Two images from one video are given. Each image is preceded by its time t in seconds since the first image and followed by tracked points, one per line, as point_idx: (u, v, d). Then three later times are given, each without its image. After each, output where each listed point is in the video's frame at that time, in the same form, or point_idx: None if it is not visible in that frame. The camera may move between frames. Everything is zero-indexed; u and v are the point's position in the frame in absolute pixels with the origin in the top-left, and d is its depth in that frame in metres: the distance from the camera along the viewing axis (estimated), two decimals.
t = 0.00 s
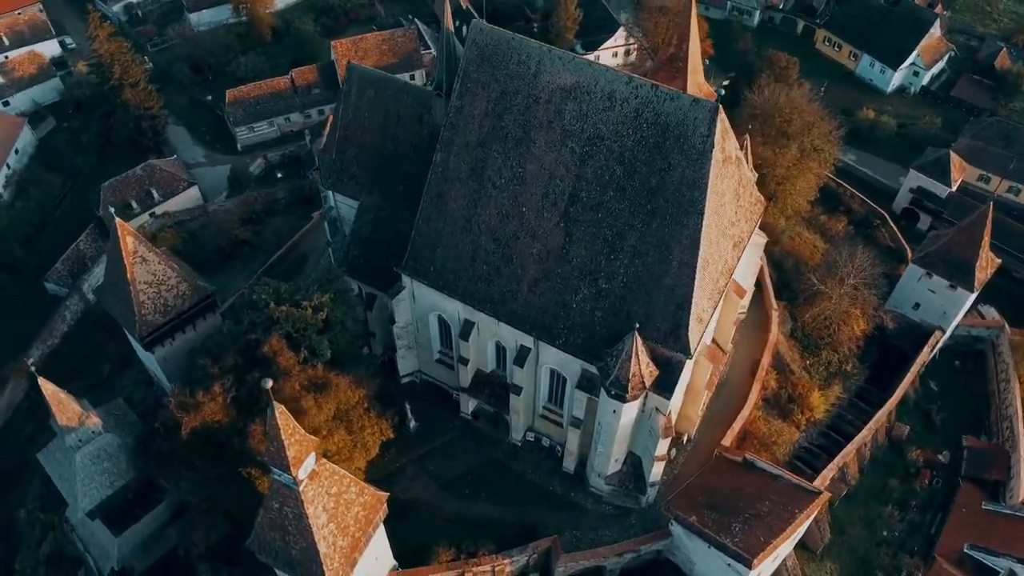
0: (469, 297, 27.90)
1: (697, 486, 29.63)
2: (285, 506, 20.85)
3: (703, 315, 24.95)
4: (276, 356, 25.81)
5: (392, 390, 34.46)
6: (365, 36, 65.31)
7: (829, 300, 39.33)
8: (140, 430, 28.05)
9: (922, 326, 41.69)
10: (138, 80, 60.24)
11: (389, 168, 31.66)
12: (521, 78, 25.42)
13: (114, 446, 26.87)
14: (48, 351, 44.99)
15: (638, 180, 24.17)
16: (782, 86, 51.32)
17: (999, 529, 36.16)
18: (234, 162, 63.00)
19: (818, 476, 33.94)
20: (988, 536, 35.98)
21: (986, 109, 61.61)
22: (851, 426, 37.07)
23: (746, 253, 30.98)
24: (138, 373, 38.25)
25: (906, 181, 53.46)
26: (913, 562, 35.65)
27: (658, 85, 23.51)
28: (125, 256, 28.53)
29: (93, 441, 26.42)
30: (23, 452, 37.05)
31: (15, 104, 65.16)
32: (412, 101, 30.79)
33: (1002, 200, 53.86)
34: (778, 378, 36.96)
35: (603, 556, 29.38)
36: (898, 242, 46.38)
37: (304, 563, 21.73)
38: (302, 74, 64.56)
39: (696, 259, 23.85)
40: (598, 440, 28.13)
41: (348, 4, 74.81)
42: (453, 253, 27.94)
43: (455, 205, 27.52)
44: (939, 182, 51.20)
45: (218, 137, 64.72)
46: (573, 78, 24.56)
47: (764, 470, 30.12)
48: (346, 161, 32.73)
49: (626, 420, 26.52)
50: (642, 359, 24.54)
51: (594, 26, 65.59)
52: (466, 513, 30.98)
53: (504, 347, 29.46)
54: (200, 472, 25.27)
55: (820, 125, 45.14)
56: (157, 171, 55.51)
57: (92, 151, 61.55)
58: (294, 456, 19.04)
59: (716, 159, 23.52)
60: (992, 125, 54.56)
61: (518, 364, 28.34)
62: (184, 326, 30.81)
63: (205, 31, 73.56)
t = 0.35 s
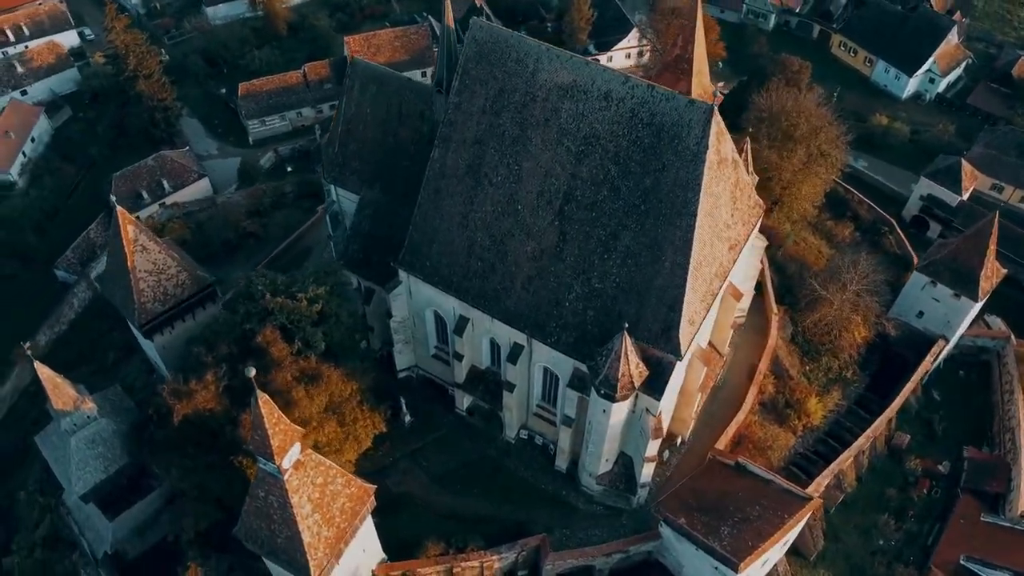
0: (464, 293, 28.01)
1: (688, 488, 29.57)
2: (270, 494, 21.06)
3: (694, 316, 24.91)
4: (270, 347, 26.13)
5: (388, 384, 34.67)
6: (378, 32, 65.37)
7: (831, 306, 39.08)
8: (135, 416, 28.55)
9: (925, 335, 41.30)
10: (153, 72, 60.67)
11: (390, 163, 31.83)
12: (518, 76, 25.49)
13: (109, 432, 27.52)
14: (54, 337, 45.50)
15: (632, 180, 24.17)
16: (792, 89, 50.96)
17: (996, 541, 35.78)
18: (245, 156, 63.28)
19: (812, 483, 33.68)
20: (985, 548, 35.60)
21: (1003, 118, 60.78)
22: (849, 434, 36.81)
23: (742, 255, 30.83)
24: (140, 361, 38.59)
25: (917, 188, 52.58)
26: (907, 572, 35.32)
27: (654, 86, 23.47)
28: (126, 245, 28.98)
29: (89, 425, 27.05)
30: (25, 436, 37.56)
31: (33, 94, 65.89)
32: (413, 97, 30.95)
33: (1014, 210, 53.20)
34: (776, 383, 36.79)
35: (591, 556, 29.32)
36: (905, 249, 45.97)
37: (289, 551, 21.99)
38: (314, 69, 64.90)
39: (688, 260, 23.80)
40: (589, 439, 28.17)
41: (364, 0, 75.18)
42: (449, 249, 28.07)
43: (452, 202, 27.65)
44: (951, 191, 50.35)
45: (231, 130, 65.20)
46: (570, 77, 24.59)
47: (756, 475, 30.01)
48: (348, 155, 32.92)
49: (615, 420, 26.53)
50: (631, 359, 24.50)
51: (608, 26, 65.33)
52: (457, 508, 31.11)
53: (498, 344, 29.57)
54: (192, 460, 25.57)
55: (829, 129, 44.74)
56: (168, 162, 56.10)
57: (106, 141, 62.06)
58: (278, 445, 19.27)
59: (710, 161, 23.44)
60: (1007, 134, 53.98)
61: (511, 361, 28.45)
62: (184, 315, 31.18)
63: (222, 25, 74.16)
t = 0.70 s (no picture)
0: (460, 289, 28.11)
1: (680, 490, 29.49)
2: (257, 483, 21.27)
3: (687, 318, 24.84)
4: (265, 337, 26.45)
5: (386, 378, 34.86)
6: (391, 29, 65.44)
7: (832, 312, 38.80)
8: (131, 401, 29.16)
9: (930, 344, 40.77)
10: (168, 64, 60.68)
11: (391, 159, 32.00)
12: (517, 74, 25.56)
13: (106, 416, 28.03)
14: (61, 323, 45.93)
15: (627, 181, 24.17)
16: (804, 93, 50.58)
17: (994, 553, 35.36)
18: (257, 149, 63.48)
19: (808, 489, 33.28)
20: (982, 561, 35.23)
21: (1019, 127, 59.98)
22: (847, 441, 36.55)
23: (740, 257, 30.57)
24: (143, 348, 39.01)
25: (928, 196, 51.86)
26: None
27: (651, 86, 23.43)
28: (127, 233, 29.47)
29: (86, 410, 27.55)
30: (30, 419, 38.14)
31: (52, 83, 66.65)
32: (416, 93, 31.09)
33: None
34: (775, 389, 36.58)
35: (581, 555, 29.32)
36: (912, 257, 45.49)
37: (276, 540, 22.23)
38: (328, 64, 65.34)
39: (681, 262, 23.75)
40: (580, 439, 28.22)
41: None
42: (446, 245, 28.20)
43: (449, 198, 27.77)
44: (962, 200, 49.44)
45: (244, 122, 65.65)
46: (568, 76, 24.61)
47: (748, 479, 29.87)
48: (350, 149, 33.15)
49: (606, 420, 26.55)
50: (621, 359, 24.49)
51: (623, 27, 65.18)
52: (448, 503, 31.26)
53: (493, 341, 29.68)
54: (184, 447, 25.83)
55: (837, 134, 44.33)
56: (180, 153, 56.46)
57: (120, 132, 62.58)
58: (263, 433, 19.49)
59: (705, 162, 23.38)
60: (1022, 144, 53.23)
61: (505, 358, 28.55)
62: (184, 304, 31.44)
63: (239, 18, 74.34)
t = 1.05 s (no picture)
0: (464, 284, 28.26)
1: (678, 494, 29.36)
2: (252, 466, 21.60)
3: (688, 322, 24.75)
4: (270, 323, 26.89)
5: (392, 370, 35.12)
6: (418, 25, 65.77)
7: (844, 323, 38.34)
8: (138, 381, 29.71)
9: (944, 359, 40.13)
10: (198, 53, 61.50)
11: (404, 153, 32.25)
12: (528, 71, 25.62)
13: (112, 395, 28.70)
14: (81, 303, 47.01)
15: (632, 181, 24.11)
16: (829, 101, 49.88)
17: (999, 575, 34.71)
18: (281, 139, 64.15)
19: (809, 499, 32.89)
20: None
21: None
22: (853, 454, 36.11)
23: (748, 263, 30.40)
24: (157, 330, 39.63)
25: (952, 209, 50.74)
26: None
27: (659, 87, 23.34)
28: (142, 217, 29.99)
29: (93, 388, 28.26)
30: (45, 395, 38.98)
31: (85, 68, 68.05)
32: (430, 88, 31.29)
33: None
34: (782, 397, 36.21)
35: (576, 555, 29.32)
36: (932, 270, 44.73)
37: (269, 523, 22.56)
38: (353, 58, 65.77)
39: (683, 265, 23.65)
40: (579, 438, 28.22)
41: None
42: (452, 240, 28.35)
43: (457, 193, 27.92)
44: (986, 216, 48.25)
45: (269, 113, 66.20)
46: (577, 75, 24.62)
47: (747, 486, 29.65)
48: (364, 142, 33.46)
49: (604, 420, 26.53)
50: (620, 359, 24.44)
51: (650, 29, 64.71)
52: (447, 497, 31.44)
53: (496, 337, 29.79)
54: (186, 428, 26.27)
55: (859, 143, 43.75)
56: (205, 141, 57.40)
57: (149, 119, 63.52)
58: (257, 417, 19.80)
59: (711, 165, 23.27)
60: None
61: (506, 354, 28.64)
62: (196, 288, 32.07)
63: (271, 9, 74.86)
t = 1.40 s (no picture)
0: (462, 279, 28.39)
1: (669, 496, 29.33)
2: (241, 452, 21.88)
3: (681, 323, 24.72)
4: (268, 313, 27.22)
5: (391, 363, 35.28)
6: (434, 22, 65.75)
7: (846, 330, 38.08)
8: (138, 365, 30.44)
9: (949, 370, 39.68)
10: (216, 45, 62.11)
11: (408, 148, 32.43)
12: (529, 69, 25.69)
13: (112, 378, 29.29)
14: (92, 289, 47.06)
15: (629, 181, 24.10)
16: (843, 107, 49.30)
17: None
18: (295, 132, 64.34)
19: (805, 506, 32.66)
20: None
21: None
22: (852, 462, 35.81)
23: (748, 266, 30.29)
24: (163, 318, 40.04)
25: (965, 219, 49.70)
26: None
27: (658, 88, 23.31)
28: (147, 204, 30.41)
29: (93, 371, 28.91)
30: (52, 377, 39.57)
31: (106, 58, 68.89)
32: (435, 84, 31.46)
33: None
34: (781, 402, 35.98)
35: (566, 552, 29.39)
36: (941, 279, 44.15)
37: (257, 509, 22.83)
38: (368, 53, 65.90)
39: (677, 266, 23.63)
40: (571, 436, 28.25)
41: None
42: (451, 236, 28.48)
43: (457, 188, 28.03)
44: (1000, 227, 47.24)
45: (285, 106, 66.32)
46: (577, 74, 24.66)
47: (740, 490, 29.53)
48: (369, 136, 33.67)
49: (595, 419, 26.55)
50: (612, 359, 24.36)
51: (668, 31, 64.26)
52: (440, 490, 31.61)
53: (493, 333, 29.89)
54: (181, 414, 26.60)
55: (869, 149, 43.36)
56: (220, 132, 57.83)
57: (166, 109, 64.20)
58: (245, 403, 20.06)
59: (708, 167, 23.23)
60: None
61: (502, 351, 28.73)
62: (199, 277, 32.47)
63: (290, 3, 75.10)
